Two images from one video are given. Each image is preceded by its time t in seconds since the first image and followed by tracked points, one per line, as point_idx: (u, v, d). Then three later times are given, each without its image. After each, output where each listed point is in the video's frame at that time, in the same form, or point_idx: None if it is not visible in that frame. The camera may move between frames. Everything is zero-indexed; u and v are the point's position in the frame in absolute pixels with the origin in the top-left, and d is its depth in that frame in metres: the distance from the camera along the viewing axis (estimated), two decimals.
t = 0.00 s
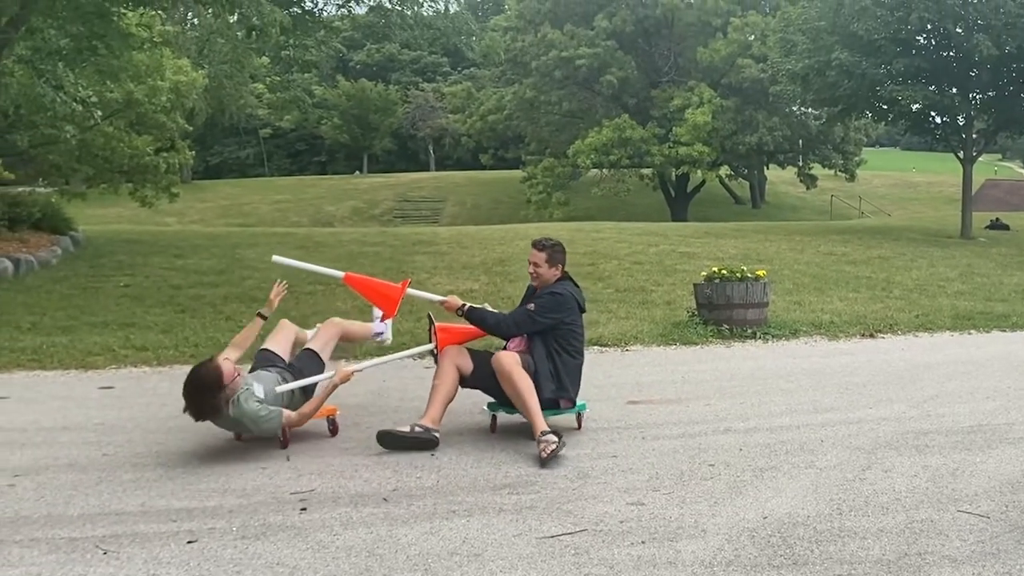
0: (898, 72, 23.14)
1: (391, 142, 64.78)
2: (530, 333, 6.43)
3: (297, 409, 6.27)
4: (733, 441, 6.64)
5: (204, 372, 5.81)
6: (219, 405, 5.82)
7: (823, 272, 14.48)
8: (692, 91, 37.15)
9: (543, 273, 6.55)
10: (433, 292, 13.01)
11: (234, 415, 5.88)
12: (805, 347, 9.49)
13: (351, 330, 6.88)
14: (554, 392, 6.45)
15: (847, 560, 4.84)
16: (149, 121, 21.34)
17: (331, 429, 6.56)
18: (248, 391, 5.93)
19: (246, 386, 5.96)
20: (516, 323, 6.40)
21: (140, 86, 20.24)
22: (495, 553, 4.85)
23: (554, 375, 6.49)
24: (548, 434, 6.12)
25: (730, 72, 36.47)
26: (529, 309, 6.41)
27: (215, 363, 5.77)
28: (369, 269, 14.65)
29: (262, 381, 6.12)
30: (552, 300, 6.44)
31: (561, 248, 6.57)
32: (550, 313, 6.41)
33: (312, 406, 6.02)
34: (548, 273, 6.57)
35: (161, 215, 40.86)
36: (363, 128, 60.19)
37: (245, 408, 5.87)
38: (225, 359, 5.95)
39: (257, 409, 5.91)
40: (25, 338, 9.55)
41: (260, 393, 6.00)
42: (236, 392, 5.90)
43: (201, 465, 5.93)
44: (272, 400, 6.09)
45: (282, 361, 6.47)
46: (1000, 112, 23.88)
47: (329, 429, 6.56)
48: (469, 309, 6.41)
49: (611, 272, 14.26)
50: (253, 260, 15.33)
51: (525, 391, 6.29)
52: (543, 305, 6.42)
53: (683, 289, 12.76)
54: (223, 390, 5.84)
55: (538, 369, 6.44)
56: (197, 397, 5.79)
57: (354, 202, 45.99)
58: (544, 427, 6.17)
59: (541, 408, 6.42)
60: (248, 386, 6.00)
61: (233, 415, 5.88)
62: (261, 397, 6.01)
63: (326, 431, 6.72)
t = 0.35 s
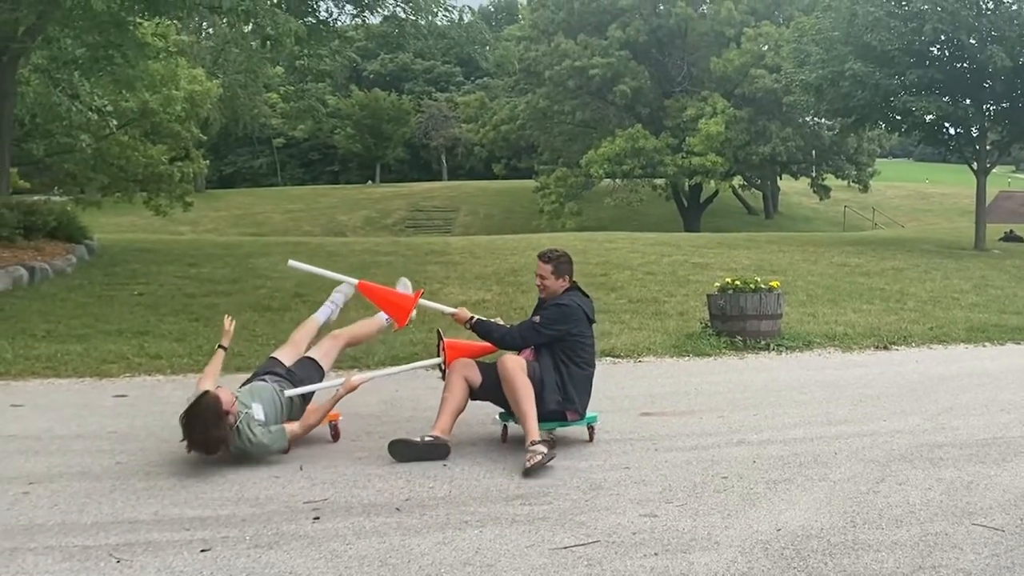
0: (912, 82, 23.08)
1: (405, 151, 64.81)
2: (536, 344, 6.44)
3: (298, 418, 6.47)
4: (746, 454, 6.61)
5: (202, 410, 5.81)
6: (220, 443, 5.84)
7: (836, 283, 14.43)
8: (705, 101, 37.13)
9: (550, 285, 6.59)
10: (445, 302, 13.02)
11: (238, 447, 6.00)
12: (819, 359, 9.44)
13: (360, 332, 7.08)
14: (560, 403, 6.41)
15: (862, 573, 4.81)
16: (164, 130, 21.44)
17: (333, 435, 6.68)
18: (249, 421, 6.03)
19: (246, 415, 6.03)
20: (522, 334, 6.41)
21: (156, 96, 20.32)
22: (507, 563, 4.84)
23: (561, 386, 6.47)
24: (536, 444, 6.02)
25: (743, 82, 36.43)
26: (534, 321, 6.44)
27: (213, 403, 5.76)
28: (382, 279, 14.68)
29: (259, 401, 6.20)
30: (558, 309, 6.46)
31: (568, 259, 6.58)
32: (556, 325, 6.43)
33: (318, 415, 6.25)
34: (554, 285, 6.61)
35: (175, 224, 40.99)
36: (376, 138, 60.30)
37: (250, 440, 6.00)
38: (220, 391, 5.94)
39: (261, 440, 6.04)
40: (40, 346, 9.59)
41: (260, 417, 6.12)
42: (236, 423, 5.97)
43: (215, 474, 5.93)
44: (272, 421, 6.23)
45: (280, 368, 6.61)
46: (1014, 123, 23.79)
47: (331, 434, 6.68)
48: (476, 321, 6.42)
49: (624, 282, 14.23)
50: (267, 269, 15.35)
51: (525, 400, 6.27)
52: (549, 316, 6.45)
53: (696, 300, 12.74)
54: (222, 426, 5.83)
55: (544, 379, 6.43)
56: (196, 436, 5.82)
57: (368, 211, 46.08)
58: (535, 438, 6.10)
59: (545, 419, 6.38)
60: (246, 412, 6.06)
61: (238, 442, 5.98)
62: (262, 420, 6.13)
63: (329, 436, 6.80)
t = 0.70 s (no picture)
0: (924, 86, 23.04)
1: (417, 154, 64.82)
2: (546, 348, 6.44)
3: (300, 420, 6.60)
4: (758, 456, 6.60)
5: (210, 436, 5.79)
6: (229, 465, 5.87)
7: (848, 286, 14.40)
8: (716, 104, 37.07)
9: (558, 289, 6.57)
10: (457, 304, 13.04)
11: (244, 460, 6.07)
12: (832, 362, 9.41)
13: (362, 323, 7.03)
14: (569, 406, 6.45)
15: None
16: (178, 132, 21.51)
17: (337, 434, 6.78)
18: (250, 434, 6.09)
19: (249, 429, 6.08)
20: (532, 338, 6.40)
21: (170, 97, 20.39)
22: (520, 565, 4.84)
23: (571, 389, 6.49)
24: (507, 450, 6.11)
25: (755, 85, 36.37)
26: (545, 325, 6.42)
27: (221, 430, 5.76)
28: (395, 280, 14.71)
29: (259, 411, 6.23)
30: (568, 313, 6.44)
31: (576, 262, 6.57)
32: (566, 328, 6.41)
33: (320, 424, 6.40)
34: (564, 288, 6.59)
35: (189, 225, 41.11)
36: (389, 140, 60.35)
37: (253, 452, 6.09)
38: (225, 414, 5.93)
39: (263, 451, 6.13)
40: (54, 346, 9.62)
41: (261, 427, 6.19)
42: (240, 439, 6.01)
43: (228, 475, 5.94)
44: (272, 429, 6.28)
45: (279, 367, 6.63)
46: None
47: (336, 432, 6.77)
48: (487, 325, 6.43)
49: (635, 285, 14.23)
50: (280, 270, 15.38)
51: (519, 402, 6.27)
52: (558, 320, 6.43)
53: (708, 302, 12.72)
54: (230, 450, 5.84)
55: (554, 381, 6.45)
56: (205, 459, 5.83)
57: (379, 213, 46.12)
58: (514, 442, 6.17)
59: (552, 422, 6.43)
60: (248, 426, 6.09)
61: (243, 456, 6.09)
62: (262, 431, 6.19)
63: (335, 434, 6.89)
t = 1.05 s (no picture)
0: (939, 81, 22.95)
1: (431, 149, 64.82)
2: (558, 346, 6.43)
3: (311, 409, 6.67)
4: (773, 452, 6.60)
5: (215, 417, 6.07)
6: (233, 444, 6.16)
7: (863, 282, 14.36)
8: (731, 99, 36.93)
9: (572, 287, 6.53)
10: (472, 298, 13.07)
11: (250, 445, 6.24)
12: (849, 358, 9.39)
13: (366, 309, 7.06)
14: (582, 405, 6.46)
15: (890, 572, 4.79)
16: (195, 127, 21.60)
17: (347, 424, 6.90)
18: (257, 423, 6.20)
19: (254, 419, 6.19)
20: (545, 335, 6.40)
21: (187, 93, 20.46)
22: (535, 560, 4.85)
23: (584, 388, 6.49)
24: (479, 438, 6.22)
25: (770, 80, 36.21)
26: (557, 324, 6.41)
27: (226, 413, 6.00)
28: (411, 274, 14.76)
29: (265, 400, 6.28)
30: (579, 312, 6.41)
31: (589, 260, 6.55)
32: (578, 328, 6.39)
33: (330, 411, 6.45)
34: (577, 286, 6.55)
35: (207, 220, 41.28)
36: (405, 135, 60.35)
37: (261, 440, 6.21)
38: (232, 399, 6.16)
39: (271, 439, 6.24)
40: (73, 339, 9.68)
41: (268, 418, 6.26)
42: (245, 425, 6.17)
43: (245, 468, 5.98)
44: (281, 417, 6.36)
45: (287, 359, 6.67)
46: None
47: (345, 423, 6.90)
48: (501, 323, 6.44)
49: (650, 280, 14.22)
50: (296, 264, 15.42)
51: (514, 396, 6.32)
52: (570, 319, 6.41)
53: (723, 298, 12.71)
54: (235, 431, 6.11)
55: (566, 380, 6.44)
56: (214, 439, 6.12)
57: (393, 208, 46.17)
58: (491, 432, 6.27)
59: (563, 419, 6.46)
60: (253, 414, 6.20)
61: (250, 444, 6.22)
62: (270, 420, 6.27)
63: (344, 425, 6.99)
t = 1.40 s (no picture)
0: (954, 74, 22.88)
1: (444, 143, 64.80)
2: (568, 340, 6.43)
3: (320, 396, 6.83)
4: (787, 444, 6.61)
5: (213, 408, 6.14)
6: (238, 433, 6.22)
7: (876, 275, 14.33)
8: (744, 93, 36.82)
9: (585, 281, 6.54)
10: (485, 291, 13.10)
11: (258, 433, 6.37)
12: (862, 351, 9.38)
13: (372, 297, 7.24)
14: (592, 398, 6.45)
15: (904, 564, 4.79)
16: (210, 119, 21.70)
17: (358, 413, 7.00)
18: (263, 410, 6.36)
19: (260, 406, 6.36)
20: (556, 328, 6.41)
21: (203, 86, 20.65)
22: (550, 550, 4.88)
23: (594, 381, 6.48)
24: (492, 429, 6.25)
25: (783, 74, 36.08)
26: (568, 318, 6.42)
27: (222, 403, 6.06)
28: (425, 267, 14.80)
29: (272, 389, 6.48)
30: (591, 306, 6.40)
31: (603, 254, 6.54)
32: (590, 321, 6.37)
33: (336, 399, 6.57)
34: (590, 280, 6.55)
35: (223, 212, 41.43)
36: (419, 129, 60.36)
37: (269, 426, 6.35)
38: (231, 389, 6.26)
39: (280, 425, 6.38)
40: (90, 331, 9.74)
41: (274, 405, 6.41)
42: (251, 412, 6.32)
43: (262, 459, 6.01)
44: (289, 405, 6.54)
45: (297, 350, 6.86)
46: None
47: (357, 412, 6.99)
48: (513, 317, 6.47)
49: (663, 273, 14.22)
50: (312, 257, 15.47)
51: (525, 388, 6.33)
52: (582, 312, 6.40)
53: (736, 291, 12.70)
54: (237, 419, 6.17)
55: (576, 373, 6.45)
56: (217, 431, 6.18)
57: (407, 201, 46.25)
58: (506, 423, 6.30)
59: (574, 412, 6.45)
60: (259, 401, 6.38)
61: (258, 431, 6.36)
62: (277, 408, 6.43)
63: (356, 414, 7.07)
